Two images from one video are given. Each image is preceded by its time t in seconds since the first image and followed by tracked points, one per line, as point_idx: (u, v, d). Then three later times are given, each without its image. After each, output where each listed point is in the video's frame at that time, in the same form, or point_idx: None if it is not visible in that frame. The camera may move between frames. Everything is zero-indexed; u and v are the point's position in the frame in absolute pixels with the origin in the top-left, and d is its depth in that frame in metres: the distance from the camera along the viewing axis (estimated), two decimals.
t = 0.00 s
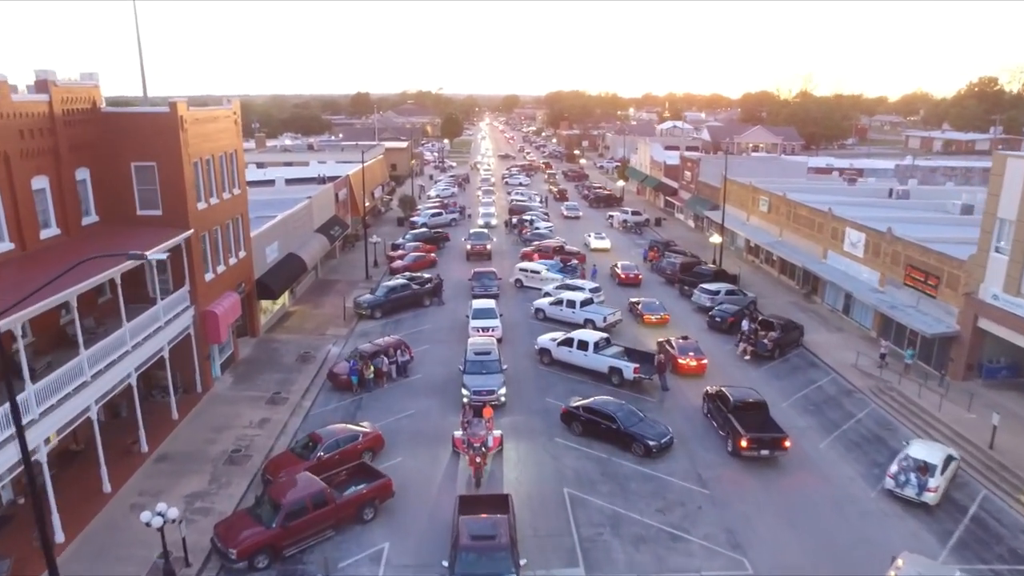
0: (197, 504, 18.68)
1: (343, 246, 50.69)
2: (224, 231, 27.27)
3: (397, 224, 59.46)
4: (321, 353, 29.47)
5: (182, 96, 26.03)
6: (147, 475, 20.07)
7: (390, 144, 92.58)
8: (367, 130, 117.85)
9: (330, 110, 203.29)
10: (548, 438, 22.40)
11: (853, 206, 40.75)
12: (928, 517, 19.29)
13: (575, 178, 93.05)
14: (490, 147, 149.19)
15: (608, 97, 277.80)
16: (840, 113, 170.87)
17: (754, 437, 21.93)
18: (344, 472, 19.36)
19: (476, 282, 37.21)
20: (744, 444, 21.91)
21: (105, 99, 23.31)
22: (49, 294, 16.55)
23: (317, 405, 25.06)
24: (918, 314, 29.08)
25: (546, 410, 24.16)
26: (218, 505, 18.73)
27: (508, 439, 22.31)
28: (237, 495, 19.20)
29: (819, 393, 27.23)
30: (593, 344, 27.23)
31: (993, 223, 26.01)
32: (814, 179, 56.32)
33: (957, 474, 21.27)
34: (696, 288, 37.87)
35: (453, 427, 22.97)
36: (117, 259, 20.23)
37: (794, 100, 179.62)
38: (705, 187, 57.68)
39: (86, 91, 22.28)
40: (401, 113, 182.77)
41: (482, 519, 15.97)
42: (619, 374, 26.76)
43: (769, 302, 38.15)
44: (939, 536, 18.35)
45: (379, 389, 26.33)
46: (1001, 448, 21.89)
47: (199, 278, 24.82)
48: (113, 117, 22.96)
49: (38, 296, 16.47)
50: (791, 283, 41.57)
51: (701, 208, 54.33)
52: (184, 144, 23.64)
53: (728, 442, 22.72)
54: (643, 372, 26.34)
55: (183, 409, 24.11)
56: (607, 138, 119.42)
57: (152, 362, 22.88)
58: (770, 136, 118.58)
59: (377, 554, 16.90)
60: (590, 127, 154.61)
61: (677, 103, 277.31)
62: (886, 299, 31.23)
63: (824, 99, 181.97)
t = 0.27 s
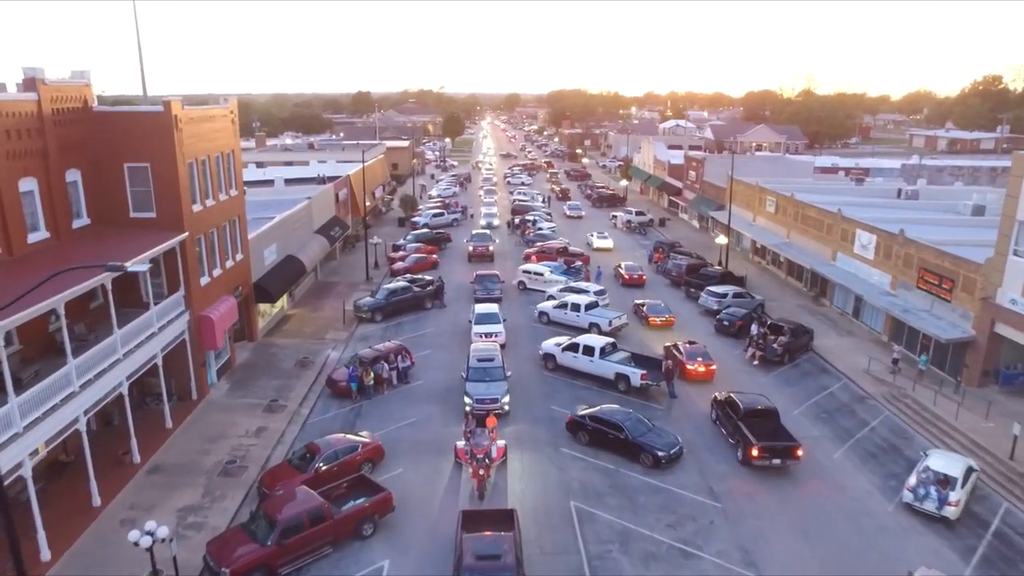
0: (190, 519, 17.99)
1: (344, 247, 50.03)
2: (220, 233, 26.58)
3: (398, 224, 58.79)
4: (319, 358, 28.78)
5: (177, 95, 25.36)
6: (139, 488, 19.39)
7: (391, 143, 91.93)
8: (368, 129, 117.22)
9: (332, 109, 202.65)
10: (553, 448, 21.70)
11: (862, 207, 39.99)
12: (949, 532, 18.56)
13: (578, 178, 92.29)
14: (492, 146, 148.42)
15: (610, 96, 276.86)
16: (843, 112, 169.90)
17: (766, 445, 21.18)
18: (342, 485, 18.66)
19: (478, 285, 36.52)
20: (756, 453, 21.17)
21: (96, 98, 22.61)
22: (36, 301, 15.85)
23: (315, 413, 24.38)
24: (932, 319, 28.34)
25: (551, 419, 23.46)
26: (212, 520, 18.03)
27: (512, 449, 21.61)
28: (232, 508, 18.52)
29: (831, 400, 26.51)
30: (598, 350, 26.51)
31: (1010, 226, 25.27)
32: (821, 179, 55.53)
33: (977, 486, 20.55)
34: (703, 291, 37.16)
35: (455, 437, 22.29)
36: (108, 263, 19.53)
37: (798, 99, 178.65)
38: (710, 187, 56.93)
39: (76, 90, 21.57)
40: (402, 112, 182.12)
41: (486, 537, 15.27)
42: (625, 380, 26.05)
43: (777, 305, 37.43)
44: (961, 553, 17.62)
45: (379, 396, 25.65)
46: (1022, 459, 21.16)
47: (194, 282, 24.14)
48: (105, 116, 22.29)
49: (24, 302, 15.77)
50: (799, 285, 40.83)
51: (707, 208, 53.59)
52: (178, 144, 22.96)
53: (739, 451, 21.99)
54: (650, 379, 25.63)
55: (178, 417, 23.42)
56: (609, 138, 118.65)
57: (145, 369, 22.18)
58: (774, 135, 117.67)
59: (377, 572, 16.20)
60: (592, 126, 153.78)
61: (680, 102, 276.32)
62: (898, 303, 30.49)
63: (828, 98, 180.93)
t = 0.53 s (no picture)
0: (178, 537, 17.27)
1: (341, 249, 49.33)
2: (212, 237, 25.85)
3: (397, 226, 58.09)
4: (315, 365, 28.07)
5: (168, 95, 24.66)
6: (126, 503, 18.67)
7: (390, 143, 91.20)
8: (367, 129, 116.51)
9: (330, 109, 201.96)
10: (555, 461, 21.00)
11: (868, 209, 39.32)
12: (967, 549, 17.88)
13: (578, 178, 91.59)
14: (491, 146, 147.69)
15: (609, 96, 276.20)
16: (844, 112, 169.26)
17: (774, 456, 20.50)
18: (337, 500, 17.97)
19: (478, 289, 35.83)
20: (764, 464, 20.48)
21: (83, 98, 21.88)
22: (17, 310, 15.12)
23: (310, 422, 23.67)
24: (943, 324, 27.66)
25: (553, 430, 22.76)
26: (201, 537, 17.32)
27: (513, 462, 20.90)
28: (222, 525, 17.80)
29: (840, 408, 25.83)
30: (601, 357, 25.82)
31: None
32: (825, 180, 54.85)
33: (995, 500, 19.86)
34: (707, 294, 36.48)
35: (454, 448, 21.58)
36: (94, 269, 18.82)
37: (798, 99, 178.03)
38: (713, 188, 56.24)
39: (62, 90, 20.85)
40: (401, 111, 181.45)
41: (487, 559, 14.57)
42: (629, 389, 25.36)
43: (782, 309, 36.75)
44: (981, 572, 16.93)
45: (376, 404, 24.95)
46: None
47: (185, 288, 23.43)
48: (93, 117, 21.60)
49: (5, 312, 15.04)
50: (804, 288, 40.15)
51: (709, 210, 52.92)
52: (169, 146, 22.24)
53: (747, 462, 21.29)
54: (654, 387, 24.94)
55: (168, 427, 22.70)
56: (609, 138, 117.97)
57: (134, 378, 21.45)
58: (775, 136, 116.96)
59: None
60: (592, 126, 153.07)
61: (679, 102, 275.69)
62: (908, 308, 29.81)
63: (828, 99, 180.30)
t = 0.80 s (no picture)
0: (165, 554, 16.59)
1: (340, 251, 48.69)
2: (205, 241, 25.18)
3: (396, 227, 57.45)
4: (311, 372, 27.39)
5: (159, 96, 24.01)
6: (112, 519, 17.97)
7: (389, 144, 90.60)
8: (367, 130, 115.89)
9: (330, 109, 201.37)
10: (557, 473, 20.30)
11: (876, 211, 38.62)
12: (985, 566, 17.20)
13: (579, 179, 90.93)
14: (491, 147, 147.06)
15: (610, 96, 275.52)
16: (846, 112, 168.47)
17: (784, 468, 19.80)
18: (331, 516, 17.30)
19: (478, 293, 35.18)
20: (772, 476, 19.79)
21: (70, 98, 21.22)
22: None
23: (305, 432, 23.00)
24: (955, 330, 26.96)
25: (555, 440, 22.07)
26: (189, 555, 16.64)
27: (514, 474, 20.22)
28: (212, 542, 17.12)
29: (850, 417, 25.13)
30: (604, 365, 25.13)
31: None
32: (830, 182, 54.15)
33: (1013, 515, 19.17)
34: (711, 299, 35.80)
35: (453, 460, 20.90)
36: (79, 274, 18.15)
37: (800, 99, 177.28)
38: (716, 189, 55.55)
39: (47, 90, 20.20)
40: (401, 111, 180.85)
41: None
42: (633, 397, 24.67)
43: (788, 313, 36.06)
44: None
45: (373, 413, 24.27)
46: None
47: (176, 293, 22.76)
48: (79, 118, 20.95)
49: None
50: (809, 292, 39.45)
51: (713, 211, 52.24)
52: (159, 147, 21.57)
53: (755, 474, 20.59)
54: (659, 396, 24.25)
55: (158, 438, 22.01)
56: (610, 139, 117.28)
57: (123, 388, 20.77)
58: (777, 136, 116.26)
59: None
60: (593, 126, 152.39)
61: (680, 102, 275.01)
62: (918, 313, 29.10)
63: (830, 99, 179.57)
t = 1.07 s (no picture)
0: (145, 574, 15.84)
1: (333, 253, 47.95)
2: (191, 245, 24.42)
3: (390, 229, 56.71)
4: (301, 378, 26.66)
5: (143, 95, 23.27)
6: (90, 536, 17.19)
7: (384, 144, 89.82)
8: (362, 129, 115.05)
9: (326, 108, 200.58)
10: (555, 486, 19.60)
11: (877, 213, 38.03)
12: None
13: (576, 179, 90.26)
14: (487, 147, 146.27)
15: (607, 95, 274.90)
16: (843, 112, 168.08)
17: (788, 479, 19.13)
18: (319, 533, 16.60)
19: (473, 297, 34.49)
20: (776, 488, 19.12)
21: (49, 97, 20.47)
22: None
23: (293, 442, 22.27)
24: (961, 336, 26.35)
25: (552, 451, 21.37)
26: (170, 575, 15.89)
27: (509, 487, 19.52)
28: (194, 561, 16.38)
29: (855, 425, 24.50)
30: (602, 372, 24.44)
31: None
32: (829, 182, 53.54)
33: None
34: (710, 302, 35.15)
35: (447, 472, 20.19)
36: (56, 280, 17.40)
37: (796, 99, 176.80)
38: (714, 190, 54.92)
39: (25, 88, 19.46)
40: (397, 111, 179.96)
41: None
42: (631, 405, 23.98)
43: (788, 317, 35.42)
44: None
45: (364, 422, 23.54)
46: None
47: (161, 299, 22.02)
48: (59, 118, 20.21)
49: None
50: (810, 295, 38.82)
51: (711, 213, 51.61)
52: (141, 148, 20.82)
53: (758, 486, 19.92)
54: (659, 404, 23.57)
55: (141, 448, 21.25)
56: (607, 139, 116.62)
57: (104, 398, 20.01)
58: (774, 136, 115.68)
59: None
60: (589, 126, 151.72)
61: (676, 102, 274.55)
62: (922, 318, 28.49)
63: (827, 98, 179.18)
